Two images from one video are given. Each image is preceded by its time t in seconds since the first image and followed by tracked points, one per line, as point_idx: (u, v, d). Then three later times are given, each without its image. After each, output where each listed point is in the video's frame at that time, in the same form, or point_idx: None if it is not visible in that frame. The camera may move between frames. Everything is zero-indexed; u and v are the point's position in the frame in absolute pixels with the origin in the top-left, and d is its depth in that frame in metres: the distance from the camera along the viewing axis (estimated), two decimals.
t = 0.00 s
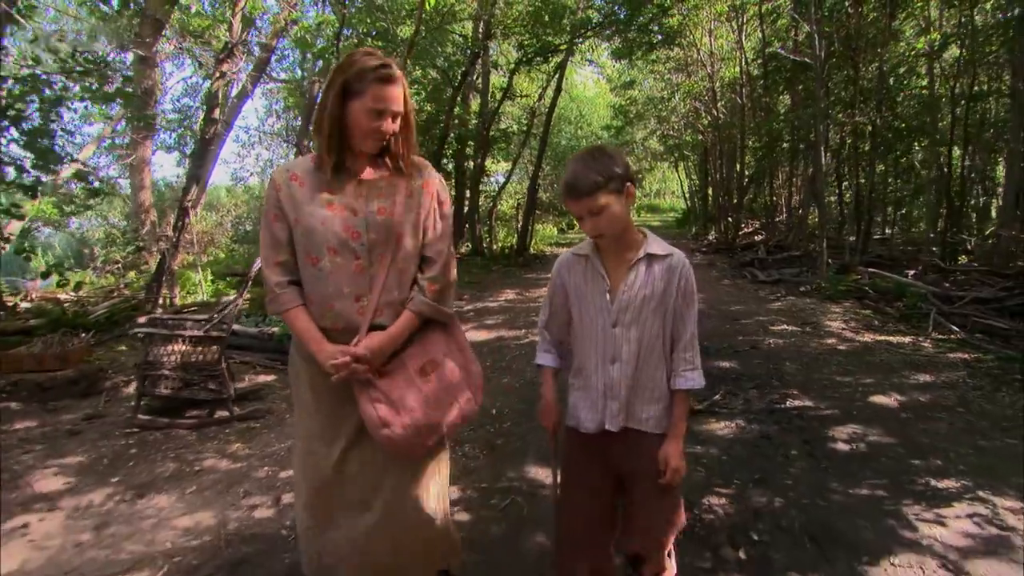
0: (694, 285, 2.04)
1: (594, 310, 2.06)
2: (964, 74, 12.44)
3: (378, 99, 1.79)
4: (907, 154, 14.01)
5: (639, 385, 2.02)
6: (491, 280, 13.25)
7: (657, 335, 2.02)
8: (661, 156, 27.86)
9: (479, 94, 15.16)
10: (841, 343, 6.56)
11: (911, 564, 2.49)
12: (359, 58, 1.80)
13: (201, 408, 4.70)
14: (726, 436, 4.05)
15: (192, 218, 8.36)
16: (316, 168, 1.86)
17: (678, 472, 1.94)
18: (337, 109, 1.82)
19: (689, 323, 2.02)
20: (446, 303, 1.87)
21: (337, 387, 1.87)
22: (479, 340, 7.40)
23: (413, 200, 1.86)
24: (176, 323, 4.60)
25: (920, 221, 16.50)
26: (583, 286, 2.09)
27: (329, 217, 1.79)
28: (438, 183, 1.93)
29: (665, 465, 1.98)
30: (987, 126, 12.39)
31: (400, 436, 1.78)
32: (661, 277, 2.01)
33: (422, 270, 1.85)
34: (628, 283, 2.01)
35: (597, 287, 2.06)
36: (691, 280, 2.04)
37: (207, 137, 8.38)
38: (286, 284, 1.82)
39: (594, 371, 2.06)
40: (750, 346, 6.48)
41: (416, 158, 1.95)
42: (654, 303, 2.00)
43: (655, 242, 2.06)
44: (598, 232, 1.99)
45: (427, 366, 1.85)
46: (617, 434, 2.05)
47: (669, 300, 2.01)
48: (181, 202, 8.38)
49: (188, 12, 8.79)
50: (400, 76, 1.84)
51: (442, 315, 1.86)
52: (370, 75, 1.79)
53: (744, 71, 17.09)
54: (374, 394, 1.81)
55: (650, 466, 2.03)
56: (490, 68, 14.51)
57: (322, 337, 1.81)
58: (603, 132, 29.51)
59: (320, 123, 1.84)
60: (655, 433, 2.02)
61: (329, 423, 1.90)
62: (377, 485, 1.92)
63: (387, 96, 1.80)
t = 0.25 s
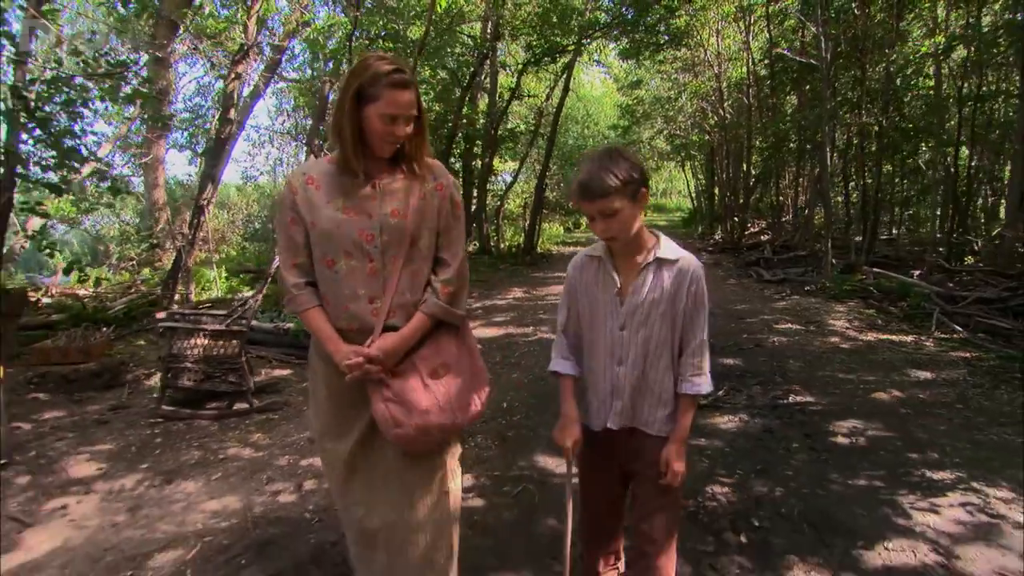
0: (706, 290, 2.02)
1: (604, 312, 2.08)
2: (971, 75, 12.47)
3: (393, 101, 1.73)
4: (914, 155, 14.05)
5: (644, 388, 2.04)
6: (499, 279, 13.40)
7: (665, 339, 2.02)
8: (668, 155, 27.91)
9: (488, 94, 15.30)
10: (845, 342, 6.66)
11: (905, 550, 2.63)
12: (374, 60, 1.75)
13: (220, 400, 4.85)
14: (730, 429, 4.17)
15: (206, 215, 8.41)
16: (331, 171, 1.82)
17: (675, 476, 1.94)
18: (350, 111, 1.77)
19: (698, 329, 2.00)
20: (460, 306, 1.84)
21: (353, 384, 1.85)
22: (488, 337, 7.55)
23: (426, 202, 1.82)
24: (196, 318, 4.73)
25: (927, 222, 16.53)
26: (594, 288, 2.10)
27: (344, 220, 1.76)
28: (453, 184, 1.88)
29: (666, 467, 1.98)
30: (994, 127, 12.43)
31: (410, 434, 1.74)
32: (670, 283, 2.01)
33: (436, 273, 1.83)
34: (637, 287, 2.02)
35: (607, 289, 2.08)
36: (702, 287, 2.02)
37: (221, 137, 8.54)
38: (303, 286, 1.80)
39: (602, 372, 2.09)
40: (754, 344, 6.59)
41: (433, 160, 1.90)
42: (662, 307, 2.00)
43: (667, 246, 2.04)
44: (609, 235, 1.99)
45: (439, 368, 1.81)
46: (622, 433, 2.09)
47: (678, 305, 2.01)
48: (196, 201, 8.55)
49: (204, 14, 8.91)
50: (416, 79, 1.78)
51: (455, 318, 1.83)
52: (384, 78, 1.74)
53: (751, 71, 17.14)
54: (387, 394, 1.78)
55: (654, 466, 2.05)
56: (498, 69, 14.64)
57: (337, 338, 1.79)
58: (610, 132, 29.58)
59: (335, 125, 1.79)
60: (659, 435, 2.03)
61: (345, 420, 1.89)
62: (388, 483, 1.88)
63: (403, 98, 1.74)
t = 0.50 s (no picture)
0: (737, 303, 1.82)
1: (622, 319, 1.92)
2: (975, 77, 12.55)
3: (417, 112, 1.78)
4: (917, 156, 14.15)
5: (662, 403, 1.87)
6: (506, 279, 13.56)
7: (687, 352, 1.84)
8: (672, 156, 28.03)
9: (494, 97, 15.46)
10: (847, 341, 6.78)
11: (898, 534, 2.77)
12: (400, 71, 1.79)
13: (238, 396, 4.99)
14: (733, 424, 4.30)
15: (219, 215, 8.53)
16: (354, 178, 1.85)
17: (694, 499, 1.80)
18: (375, 119, 1.81)
19: (725, 344, 1.80)
20: (476, 314, 1.85)
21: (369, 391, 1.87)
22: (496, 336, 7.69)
23: (445, 211, 1.85)
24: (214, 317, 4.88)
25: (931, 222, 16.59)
26: (615, 293, 1.93)
27: (363, 227, 1.79)
28: (472, 195, 1.91)
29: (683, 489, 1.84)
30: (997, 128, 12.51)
31: (426, 446, 1.76)
32: (696, 294, 1.82)
33: (452, 280, 1.84)
34: (659, 294, 1.84)
35: (627, 295, 1.90)
36: (732, 299, 1.82)
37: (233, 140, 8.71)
38: (323, 290, 1.84)
39: (618, 382, 1.93)
40: (757, 342, 6.71)
41: (454, 169, 1.94)
42: (686, 319, 1.82)
43: (698, 254, 1.86)
44: (637, 237, 1.83)
45: (456, 378, 1.81)
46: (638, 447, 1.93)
47: (703, 318, 1.81)
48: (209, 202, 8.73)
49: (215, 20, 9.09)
50: (440, 91, 1.83)
51: (472, 326, 1.83)
52: (409, 88, 1.78)
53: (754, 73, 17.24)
54: (403, 403, 1.78)
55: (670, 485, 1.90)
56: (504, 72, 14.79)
57: (355, 342, 1.82)
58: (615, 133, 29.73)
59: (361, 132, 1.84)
60: (676, 452, 1.88)
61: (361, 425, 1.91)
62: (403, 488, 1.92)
63: (426, 109, 1.78)
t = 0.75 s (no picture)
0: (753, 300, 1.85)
1: (636, 309, 1.97)
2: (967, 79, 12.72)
3: (443, 101, 1.66)
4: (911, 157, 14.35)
5: (673, 395, 1.90)
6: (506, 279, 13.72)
7: (698, 345, 1.88)
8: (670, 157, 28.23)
9: (493, 100, 15.62)
10: (842, 338, 6.93)
11: (887, 519, 2.92)
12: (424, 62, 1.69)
13: (248, 393, 5.08)
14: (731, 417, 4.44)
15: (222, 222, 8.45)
16: (377, 172, 1.72)
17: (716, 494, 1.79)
18: (398, 110, 1.69)
19: (739, 339, 1.83)
20: (510, 309, 1.72)
21: (395, 395, 1.70)
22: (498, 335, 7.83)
23: (475, 202, 1.72)
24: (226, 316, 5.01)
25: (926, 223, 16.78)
26: (630, 283, 1.99)
27: (390, 221, 1.65)
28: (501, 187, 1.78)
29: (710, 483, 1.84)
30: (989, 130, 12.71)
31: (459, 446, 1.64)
32: (708, 288, 1.86)
33: (485, 275, 1.71)
34: (671, 287, 1.89)
35: (641, 287, 1.97)
36: (747, 295, 1.85)
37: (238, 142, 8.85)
38: (347, 290, 1.69)
39: (628, 371, 1.98)
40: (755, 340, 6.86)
41: (479, 165, 1.80)
42: (698, 312, 1.87)
43: (714, 250, 1.90)
44: (656, 229, 1.87)
45: (491, 377, 1.70)
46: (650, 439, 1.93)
47: (715, 311, 1.86)
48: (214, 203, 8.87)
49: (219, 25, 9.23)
50: (463, 82, 1.72)
51: (505, 321, 1.70)
52: (433, 76, 1.68)
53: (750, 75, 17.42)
54: (438, 403, 1.64)
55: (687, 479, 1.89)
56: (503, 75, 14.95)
57: (383, 342, 1.66)
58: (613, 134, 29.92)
59: (382, 126, 1.72)
60: (688, 446, 1.89)
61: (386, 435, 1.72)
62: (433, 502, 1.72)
63: (453, 97, 1.67)
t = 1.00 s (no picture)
0: (743, 298, 1.97)
1: (635, 307, 2.08)
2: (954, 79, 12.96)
3: (453, 99, 1.76)
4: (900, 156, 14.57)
5: (668, 391, 2.01)
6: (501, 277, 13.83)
7: (693, 344, 2.00)
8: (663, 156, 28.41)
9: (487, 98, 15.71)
10: (830, 333, 7.10)
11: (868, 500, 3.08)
12: (436, 58, 1.78)
13: (249, 387, 5.20)
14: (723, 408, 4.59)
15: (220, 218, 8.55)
16: (389, 168, 1.81)
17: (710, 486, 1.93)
18: (412, 107, 1.79)
19: (730, 337, 1.95)
20: (515, 309, 1.83)
21: (399, 389, 1.78)
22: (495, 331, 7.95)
23: (483, 201, 1.82)
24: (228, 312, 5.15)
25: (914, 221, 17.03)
26: (628, 282, 2.11)
27: (400, 217, 1.74)
28: (509, 186, 1.89)
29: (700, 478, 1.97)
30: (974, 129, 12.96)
31: (464, 443, 1.76)
32: (703, 287, 1.97)
33: (493, 273, 1.82)
34: (667, 287, 2.00)
35: (638, 286, 2.08)
36: (738, 294, 1.97)
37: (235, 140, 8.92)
38: (357, 283, 1.78)
39: (626, 369, 2.09)
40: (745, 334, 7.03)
41: (490, 160, 1.91)
42: (693, 311, 1.98)
43: (707, 249, 2.01)
44: (647, 216, 2.01)
45: (497, 376, 1.83)
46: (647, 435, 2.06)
47: (709, 310, 1.97)
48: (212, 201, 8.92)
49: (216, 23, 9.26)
50: (475, 79, 1.82)
51: (510, 320, 1.81)
52: (445, 75, 1.77)
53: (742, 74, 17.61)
54: (444, 400, 1.76)
55: (681, 474, 2.02)
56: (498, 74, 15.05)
57: (391, 337, 1.76)
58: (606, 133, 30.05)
59: (395, 124, 1.82)
60: (683, 441, 2.02)
61: (388, 426, 1.79)
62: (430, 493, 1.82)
63: (463, 96, 1.76)
